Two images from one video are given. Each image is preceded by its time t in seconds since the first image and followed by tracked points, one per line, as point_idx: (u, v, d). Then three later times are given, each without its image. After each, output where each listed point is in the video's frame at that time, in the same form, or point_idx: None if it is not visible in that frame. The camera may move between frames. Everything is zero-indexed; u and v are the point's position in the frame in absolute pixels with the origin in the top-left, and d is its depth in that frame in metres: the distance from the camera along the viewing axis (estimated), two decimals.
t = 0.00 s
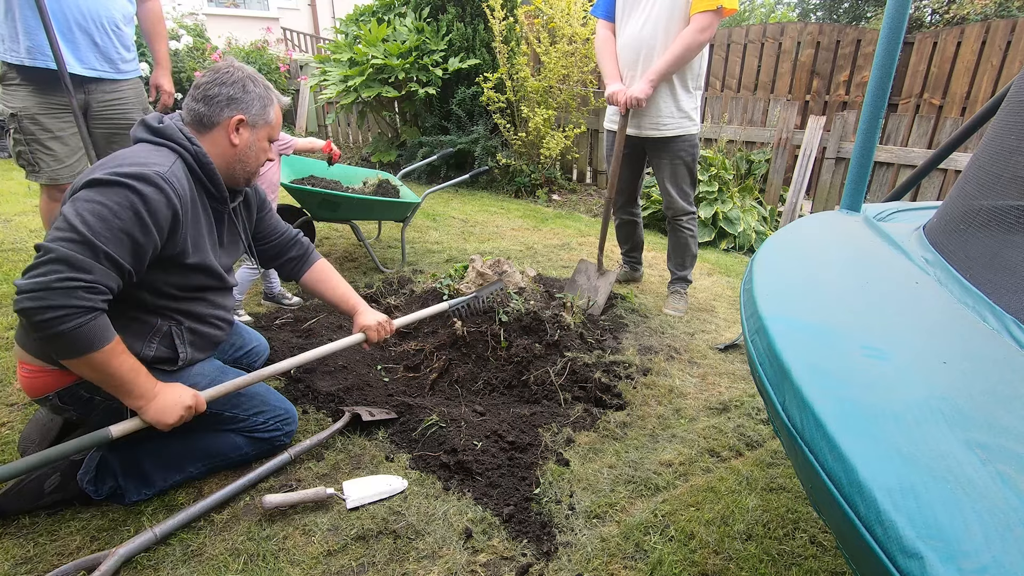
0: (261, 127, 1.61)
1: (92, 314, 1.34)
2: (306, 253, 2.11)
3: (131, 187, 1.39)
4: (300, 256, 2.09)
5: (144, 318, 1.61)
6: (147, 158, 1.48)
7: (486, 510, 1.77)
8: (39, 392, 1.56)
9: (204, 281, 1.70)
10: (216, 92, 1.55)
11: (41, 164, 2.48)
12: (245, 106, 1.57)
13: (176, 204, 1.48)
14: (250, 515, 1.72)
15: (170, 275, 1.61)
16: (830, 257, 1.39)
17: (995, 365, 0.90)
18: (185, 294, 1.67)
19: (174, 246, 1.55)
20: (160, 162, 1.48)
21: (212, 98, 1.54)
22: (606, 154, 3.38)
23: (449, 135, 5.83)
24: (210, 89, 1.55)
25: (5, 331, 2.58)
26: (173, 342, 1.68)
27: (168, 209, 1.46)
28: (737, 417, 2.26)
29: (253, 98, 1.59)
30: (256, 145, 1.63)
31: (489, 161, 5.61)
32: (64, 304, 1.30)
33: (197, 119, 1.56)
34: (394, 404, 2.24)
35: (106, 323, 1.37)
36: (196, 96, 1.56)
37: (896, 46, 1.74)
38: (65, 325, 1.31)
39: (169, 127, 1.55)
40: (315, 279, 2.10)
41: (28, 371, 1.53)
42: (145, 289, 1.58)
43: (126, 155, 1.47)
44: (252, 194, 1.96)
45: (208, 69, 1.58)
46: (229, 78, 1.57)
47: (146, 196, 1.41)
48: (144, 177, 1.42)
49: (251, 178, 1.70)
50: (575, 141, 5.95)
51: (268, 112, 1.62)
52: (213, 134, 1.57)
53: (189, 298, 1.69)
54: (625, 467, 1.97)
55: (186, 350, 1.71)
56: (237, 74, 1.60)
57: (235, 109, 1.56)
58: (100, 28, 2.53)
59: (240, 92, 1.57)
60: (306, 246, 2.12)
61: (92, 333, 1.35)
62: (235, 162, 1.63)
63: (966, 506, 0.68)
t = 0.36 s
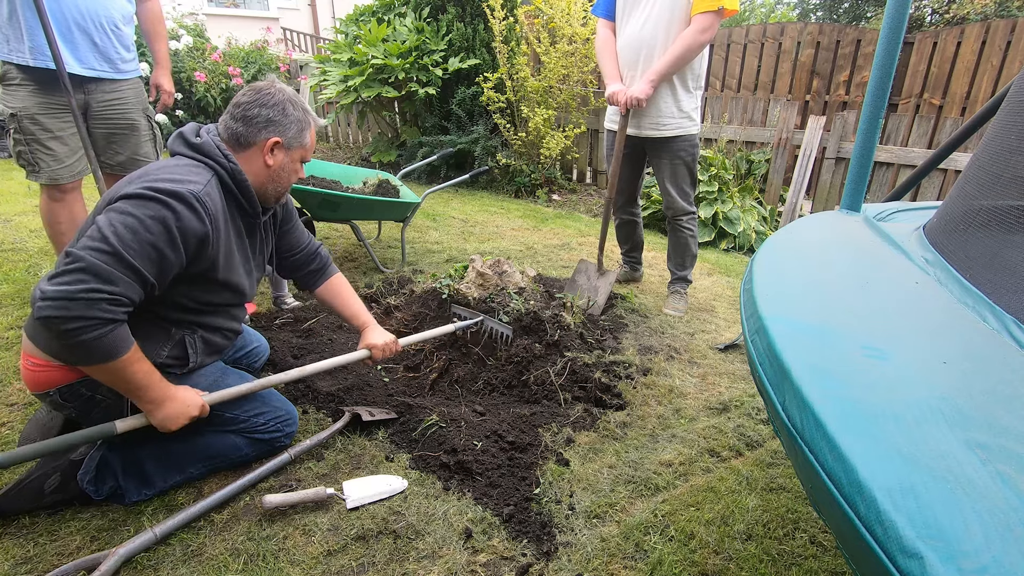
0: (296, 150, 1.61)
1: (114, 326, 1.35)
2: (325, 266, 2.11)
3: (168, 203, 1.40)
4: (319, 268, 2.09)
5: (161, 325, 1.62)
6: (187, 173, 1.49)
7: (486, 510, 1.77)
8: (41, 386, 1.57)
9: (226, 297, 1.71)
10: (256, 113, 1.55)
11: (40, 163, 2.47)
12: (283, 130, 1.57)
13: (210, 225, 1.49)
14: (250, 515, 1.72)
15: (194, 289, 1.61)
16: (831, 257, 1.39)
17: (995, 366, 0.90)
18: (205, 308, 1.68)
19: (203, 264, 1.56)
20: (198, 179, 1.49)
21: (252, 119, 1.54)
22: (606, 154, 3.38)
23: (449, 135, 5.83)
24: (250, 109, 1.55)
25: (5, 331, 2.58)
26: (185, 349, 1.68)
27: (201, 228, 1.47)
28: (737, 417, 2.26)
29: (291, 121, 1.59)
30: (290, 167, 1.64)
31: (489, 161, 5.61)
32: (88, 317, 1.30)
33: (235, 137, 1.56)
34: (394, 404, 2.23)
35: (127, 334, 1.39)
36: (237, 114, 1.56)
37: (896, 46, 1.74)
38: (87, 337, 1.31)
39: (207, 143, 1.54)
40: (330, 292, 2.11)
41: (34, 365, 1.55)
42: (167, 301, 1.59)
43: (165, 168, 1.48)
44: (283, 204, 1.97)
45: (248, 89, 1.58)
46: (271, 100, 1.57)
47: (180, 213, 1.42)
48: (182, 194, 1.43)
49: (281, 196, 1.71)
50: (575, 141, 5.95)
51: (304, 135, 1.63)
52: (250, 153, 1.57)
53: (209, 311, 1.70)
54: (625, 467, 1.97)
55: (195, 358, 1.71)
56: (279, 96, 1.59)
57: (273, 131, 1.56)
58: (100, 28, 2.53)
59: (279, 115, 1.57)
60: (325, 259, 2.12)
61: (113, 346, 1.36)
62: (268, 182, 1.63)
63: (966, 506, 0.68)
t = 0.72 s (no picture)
0: (310, 159, 1.57)
1: (98, 328, 1.33)
2: (350, 265, 2.10)
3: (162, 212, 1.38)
4: (344, 268, 2.08)
5: (165, 331, 1.61)
6: (191, 183, 1.48)
7: (486, 510, 1.77)
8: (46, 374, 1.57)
9: (230, 305, 1.69)
10: (265, 123, 1.52)
11: (40, 163, 2.47)
12: (293, 139, 1.54)
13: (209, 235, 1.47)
14: (250, 515, 1.72)
15: (196, 297, 1.60)
16: (831, 256, 1.39)
17: (995, 366, 0.90)
18: (211, 315, 1.68)
19: (203, 276, 1.53)
20: (201, 189, 1.48)
21: (263, 129, 1.52)
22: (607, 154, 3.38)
23: (449, 135, 5.83)
24: (261, 119, 1.53)
25: (5, 331, 2.58)
26: (191, 353, 1.67)
27: (198, 239, 1.44)
28: (737, 417, 2.26)
29: (302, 128, 1.55)
30: (304, 176, 1.60)
31: (489, 161, 5.61)
32: (68, 319, 1.29)
33: (247, 148, 1.54)
34: (394, 403, 2.23)
35: (118, 333, 1.37)
36: (249, 125, 1.55)
37: (896, 45, 1.74)
38: (70, 337, 1.31)
39: (222, 151, 1.55)
40: (356, 291, 2.09)
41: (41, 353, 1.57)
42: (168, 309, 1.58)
43: (171, 178, 1.48)
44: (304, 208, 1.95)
45: (260, 98, 1.56)
46: (279, 108, 1.54)
47: (175, 222, 1.40)
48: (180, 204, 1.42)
49: (297, 206, 1.68)
50: (575, 141, 5.95)
51: (317, 142, 1.58)
52: (263, 164, 1.55)
53: (213, 318, 1.69)
54: (625, 467, 1.97)
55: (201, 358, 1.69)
56: (289, 103, 1.56)
57: (284, 141, 1.53)
58: (100, 28, 2.53)
59: (289, 124, 1.53)
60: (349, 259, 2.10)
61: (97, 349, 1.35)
62: (282, 192, 1.61)
63: (967, 506, 0.68)
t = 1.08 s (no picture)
0: (320, 162, 1.57)
1: (140, 335, 1.37)
2: (367, 263, 2.09)
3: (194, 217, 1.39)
4: (362, 265, 2.08)
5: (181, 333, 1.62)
6: (215, 185, 1.48)
7: (486, 510, 1.77)
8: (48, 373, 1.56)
9: (246, 306, 1.71)
10: (276, 126, 1.52)
11: (40, 163, 2.47)
12: (303, 141, 1.53)
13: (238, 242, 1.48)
14: (250, 515, 1.72)
15: (214, 300, 1.61)
16: (831, 256, 1.39)
17: (995, 366, 0.90)
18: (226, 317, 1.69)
19: (227, 278, 1.55)
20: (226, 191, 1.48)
21: (273, 133, 1.52)
22: (606, 153, 3.37)
23: (449, 135, 5.83)
24: (272, 122, 1.53)
25: (5, 331, 2.58)
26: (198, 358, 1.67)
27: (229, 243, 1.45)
28: (737, 416, 2.26)
29: (312, 131, 1.54)
30: (314, 178, 1.60)
31: (489, 161, 5.61)
32: (114, 329, 1.33)
33: (258, 152, 1.54)
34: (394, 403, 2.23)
35: (160, 338, 1.41)
36: (260, 128, 1.54)
37: (896, 45, 1.74)
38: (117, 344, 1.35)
39: (235, 154, 1.53)
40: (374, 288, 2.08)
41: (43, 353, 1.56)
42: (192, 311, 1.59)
43: (194, 182, 1.47)
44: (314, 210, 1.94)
45: (272, 101, 1.55)
46: (290, 112, 1.53)
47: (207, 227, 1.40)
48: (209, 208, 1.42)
49: (308, 209, 1.68)
50: (575, 141, 5.95)
51: (327, 145, 1.57)
52: (273, 168, 1.55)
53: (228, 320, 1.70)
54: (625, 467, 1.97)
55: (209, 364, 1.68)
56: (299, 106, 1.55)
57: (294, 144, 1.53)
58: (99, 28, 2.53)
59: (300, 127, 1.53)
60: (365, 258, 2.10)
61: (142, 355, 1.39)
62: (292, 195, 1.61)
63: (967, 506, 0.68)
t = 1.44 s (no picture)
0: (292, 124, 1.56)
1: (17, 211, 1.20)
2: (316, 268, 2.07)
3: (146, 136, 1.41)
4: (312, 269, 2.05)
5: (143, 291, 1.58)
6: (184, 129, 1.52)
7: (487, 510, 1.77)
8: (48, 374, 1.58)
9: (211, 271, 1.65)
10: (247, 87, 1.54)
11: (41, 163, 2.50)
12: (276, 102, 1.54)
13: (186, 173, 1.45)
14: (250, 515, 1.72)
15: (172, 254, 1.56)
16: (832, 256, 1.39)
17: (995, 366, 0.90)
18: (189, 280, 1.63)
19: (177, 220, 1.49)
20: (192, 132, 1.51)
21: (246, 92, 1.53)
22: (606, 152, 3.37)
23: (449, 135, 5.83)
24: (243, 85, 1.54)
25: (5, 331, 2.58)
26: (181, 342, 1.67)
27: (173, 165, 1.42)
28: (737, 417, 2.26)
29: (284, 91, 1.55)
30: (287, 142, 1.59)
31: (490, 161, 5.61)
32: None
33: (232, 112, 1.55)
34: (394, 403, 2.24)
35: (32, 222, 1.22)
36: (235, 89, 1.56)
37: (896, 45, 1.74)
38: None
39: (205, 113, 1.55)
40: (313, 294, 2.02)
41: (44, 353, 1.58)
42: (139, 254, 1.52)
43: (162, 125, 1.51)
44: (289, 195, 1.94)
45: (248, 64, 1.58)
46: (265, 72, 1.55)
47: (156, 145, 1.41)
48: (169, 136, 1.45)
49: (282, 176, 1.67)
50: (575, 141, 5.95)
51: (300, 106, 1.57)
52: (246, 128, 1.55)
53: (190, 284, 1.64)
54: (625, 467, 1.97)
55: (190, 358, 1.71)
56: (268, 67, 1.56)
57: (267, 104, 1.53)
58: (99, 30, 2.53)
59: (272, 87, 1.54)
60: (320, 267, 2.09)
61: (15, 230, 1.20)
62: (266, 159, 1.60)
63: (967, 506, 0.68)
